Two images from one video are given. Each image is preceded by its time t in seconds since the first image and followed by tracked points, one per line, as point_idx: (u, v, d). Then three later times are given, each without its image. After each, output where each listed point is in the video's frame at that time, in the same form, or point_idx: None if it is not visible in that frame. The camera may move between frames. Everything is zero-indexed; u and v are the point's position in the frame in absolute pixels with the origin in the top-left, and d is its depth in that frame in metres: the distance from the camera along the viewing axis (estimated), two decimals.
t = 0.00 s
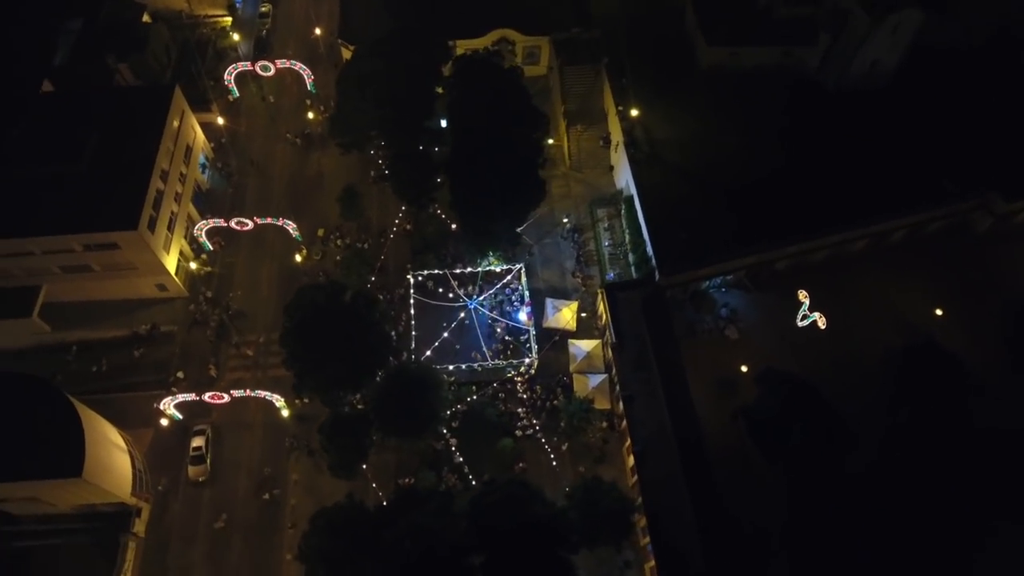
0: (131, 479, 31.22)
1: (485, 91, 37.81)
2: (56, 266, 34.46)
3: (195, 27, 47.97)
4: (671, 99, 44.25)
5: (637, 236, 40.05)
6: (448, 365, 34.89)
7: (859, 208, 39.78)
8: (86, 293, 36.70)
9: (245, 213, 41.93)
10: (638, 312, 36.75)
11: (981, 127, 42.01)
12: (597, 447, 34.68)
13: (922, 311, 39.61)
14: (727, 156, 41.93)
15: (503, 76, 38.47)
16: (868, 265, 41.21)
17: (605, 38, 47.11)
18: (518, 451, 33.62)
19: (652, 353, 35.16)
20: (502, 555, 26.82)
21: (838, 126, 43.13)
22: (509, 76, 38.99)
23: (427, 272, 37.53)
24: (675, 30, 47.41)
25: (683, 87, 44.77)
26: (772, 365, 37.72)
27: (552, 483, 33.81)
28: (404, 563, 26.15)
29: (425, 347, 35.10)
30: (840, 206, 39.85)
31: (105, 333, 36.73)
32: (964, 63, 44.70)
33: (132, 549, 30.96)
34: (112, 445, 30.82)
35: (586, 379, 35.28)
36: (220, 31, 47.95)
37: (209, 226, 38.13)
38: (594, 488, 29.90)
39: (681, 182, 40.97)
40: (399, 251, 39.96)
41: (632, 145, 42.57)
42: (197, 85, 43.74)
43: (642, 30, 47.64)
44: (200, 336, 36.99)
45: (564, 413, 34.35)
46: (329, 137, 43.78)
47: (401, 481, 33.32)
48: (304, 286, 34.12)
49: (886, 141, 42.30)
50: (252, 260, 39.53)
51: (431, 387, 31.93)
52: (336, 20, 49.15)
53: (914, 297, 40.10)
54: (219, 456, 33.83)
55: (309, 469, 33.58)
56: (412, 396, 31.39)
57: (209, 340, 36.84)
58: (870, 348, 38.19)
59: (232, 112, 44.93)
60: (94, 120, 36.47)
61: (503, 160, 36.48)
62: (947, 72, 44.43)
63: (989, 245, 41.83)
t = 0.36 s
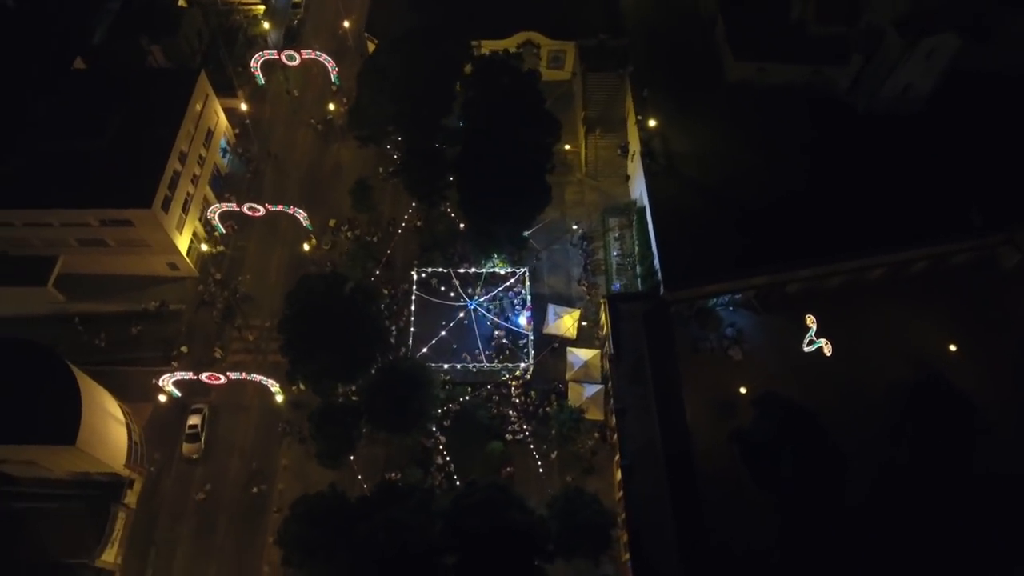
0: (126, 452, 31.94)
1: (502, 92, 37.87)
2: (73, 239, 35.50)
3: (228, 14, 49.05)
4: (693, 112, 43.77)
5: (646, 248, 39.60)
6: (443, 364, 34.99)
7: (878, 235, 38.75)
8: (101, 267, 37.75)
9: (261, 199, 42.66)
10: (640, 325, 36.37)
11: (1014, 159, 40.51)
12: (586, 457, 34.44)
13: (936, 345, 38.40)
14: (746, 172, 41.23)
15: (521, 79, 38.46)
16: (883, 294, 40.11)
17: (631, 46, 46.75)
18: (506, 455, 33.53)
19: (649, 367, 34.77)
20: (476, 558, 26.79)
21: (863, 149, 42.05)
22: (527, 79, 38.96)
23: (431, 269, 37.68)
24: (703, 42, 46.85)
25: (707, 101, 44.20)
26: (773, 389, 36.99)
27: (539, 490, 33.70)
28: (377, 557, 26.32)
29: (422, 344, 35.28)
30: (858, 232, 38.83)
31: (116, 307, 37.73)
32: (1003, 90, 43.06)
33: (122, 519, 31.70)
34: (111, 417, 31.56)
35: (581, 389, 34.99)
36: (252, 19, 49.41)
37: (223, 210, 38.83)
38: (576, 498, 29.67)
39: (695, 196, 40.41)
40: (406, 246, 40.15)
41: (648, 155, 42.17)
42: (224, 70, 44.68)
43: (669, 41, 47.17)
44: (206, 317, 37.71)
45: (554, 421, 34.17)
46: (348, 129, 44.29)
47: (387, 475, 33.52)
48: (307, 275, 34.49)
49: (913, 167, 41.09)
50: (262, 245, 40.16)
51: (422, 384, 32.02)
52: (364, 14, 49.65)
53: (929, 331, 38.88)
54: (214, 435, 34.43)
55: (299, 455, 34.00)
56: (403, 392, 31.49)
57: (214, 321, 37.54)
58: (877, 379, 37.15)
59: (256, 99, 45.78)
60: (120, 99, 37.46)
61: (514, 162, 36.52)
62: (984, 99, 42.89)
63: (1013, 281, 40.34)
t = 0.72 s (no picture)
0: (123, 422, 32.73)
1: (519, 96, 37.83)
2: (91, 213, 36.54)
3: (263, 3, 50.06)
4: (714, 128, 43.16)
5: (654, 262, 39.03)
6: (438, 362, 35.21)
7: (895, 266, 37.62)
8: (118, 241, 38.79)
9: (278, 187, 43.39)
10: (640, 339, 35.94)
11: None
12: (575, 468, 34.17)
13: (947, 384, 37.11)
14: (763, 193, 40.45)
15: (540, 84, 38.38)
16: (897, 327, 38.91)
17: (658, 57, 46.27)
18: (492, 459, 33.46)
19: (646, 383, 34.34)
20: (447, 558, 26.75)
21: (889, 177, 40.90)
22: (545, 84, 38.86)
23: (435, 267, 37.96)
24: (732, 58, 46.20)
25: (730, 118, 43.57)
26: (772, 415, 36.18)
27: (524, 497, 33.54)
28: (349, 548, 26.49)
29: (419, 341, 35.50)
30: (874, 261, 37.77)
31: (129, 282, 38.73)
32: None
33: (115, 488, 32.51)
34: (111, 388, 32.31)
35: (575, 399, 34.83)
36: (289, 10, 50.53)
37: (237, 194, 39.35)
38: (555, 508, 29.42)
39: (709, 213, 39.78)
40: (414, 243, 40.38)
41: (665, 168, 41.65)
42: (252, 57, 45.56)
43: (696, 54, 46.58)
44: (213, 298, 38.45)
45: (544, 429, 33.95)
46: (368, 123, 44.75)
47: (373, 468, 33.70)
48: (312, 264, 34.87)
49: (939, 199, 39.83)
50: (274, 232, 40.80)
51: (413, 381, 32.09)
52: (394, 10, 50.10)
53: (941, 368, 37.57)
54: (211, 414, 35.07)
55: (290, 441, 34.44)
56: (394, 387, 31.59)
57: (221, 303, 38.27)
58: (881, 414, 36.07)
59: (282, 88, 46.55)
60: (147, 79, 38.41)
61: (525, 167, 36.44)
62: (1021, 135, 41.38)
63: None
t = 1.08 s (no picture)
0: (123, 396, 33.51)
1: (534, 99, 37.70)
2: (110, 189, 37.50)
3: None
4: (734, 144, 42.50)
5: (661, 275, 38.58)
6: (433, 361, 35.09)
7: (908, 297, 36.51)
8: (135, 219, 39.78)
9: (295, 176, 44.02)
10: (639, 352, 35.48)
11: None
12: (562, 477, 33.95)
13: (954, 423, 35.81)
14: (778, 213, 39.68)
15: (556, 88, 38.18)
16: (907, 360, 37.72)
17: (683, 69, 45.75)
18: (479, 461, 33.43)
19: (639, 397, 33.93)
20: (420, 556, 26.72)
21: (911, 205, 39.72)
22: (562, 89, 38.83)
23: (439, 266, 37.96)
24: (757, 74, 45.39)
25: (751, 135, 42.81)
26: (769, 440, 35.39)
27: (509, 502, 33.47)
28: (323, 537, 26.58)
29: (416, 338, 35.44)
30: (887, 290, 36.72)
31: (143, 259, 39.70)
32: None
33: (110, 459, 33.27)
34: (114, 362, 33.10)
35: (568, 408, 34.59)
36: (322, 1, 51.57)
37: (252, 179, 40.20)
38: (535, 515, 29.18)
39: (720, 230, 39.23)
40: (422, 240, 40.59)
41: (681, 182, 41.15)
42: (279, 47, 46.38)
43: (721, 68, 45.98)
44: (222, 280, 39.15)
45: (533, 435, 33.76)
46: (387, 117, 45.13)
47: (361, 461, 33.90)
48: (316, 254, 35.28)
49: (961, 231, 38.51)
50: (286, 220, 41.41)
51: (405, 377, 32.26)
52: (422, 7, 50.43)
53: (949, 406, 36.29)
54: (210, 394, 35.70)
55: (283, 427, 34.87)
56: (386, 382, 31.80)
57: (228, 286, 38.93)
58: (881, 449, 34.99)
59: (307, 78, 47.22)
60: (173, 63, 39.28)
61: (534, 171, 36.38)
62: None
63: None
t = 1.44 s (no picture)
0: (126, 370, 34.29)
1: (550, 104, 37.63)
2: (130, 168, 38.46)
3: None
4: (752, 161, 41.71)
5: (666, 290, 38.16)
6: (427, 359, 35.29)
7: (920, 330, 35.41)
8: (153, 198, 40.73)
9: (312, 166, 44.67)
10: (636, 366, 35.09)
11: None
12: (548, 485, 33.74)
13: (958, 464, 34.50)
14: (792, 235, 38.85)
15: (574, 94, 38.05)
16: (915, 395, 36.49)
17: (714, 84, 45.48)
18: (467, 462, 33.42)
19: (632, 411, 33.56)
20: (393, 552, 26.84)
21: (931, 236, 38.54)
22: (579, 98, 38.95)
23: (443, 264, 38.19)
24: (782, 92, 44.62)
25: (771, 153, 42.00)
26: (763, 466, 34.65)
27: (493, 505, 33.30)
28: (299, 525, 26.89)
29: (413, 335, 35.70)
30: (898, 323, 35.70)
31: (158, 238, 40.62)
32: None
33: (109, 431, 34.00)
34: (119, 337, 33.87)
35: (560, 416, 34.50)
36: None
37: (267, 167, 41.21)
38: (513, 522, 28.98)
39: (729, 248, 38.63)
40: (430, 238, 40.76)
41: (695, 197, 40.62)
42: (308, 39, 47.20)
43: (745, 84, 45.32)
44: (231, 264, 39.84)
45: (521, 440, 33.65)
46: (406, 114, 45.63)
47: (350, 452, 34.07)
48: (322, 244, 35.67)
49: (981, 266, 37.26)
50: (300, 209, 41.99)
51: (397, 373, 32.41)
52: (451, 7, 50.89)
53: (954, 446, 35.00)
54: (210, 375, 36.33)
55: (277, 413, 35.33)
56: (378, 377, 32.00)
57: (237, 270, 39.61)
58: (879, 484, 33.93)
59: (332, 71, 47.97)
60: (201, 48, 40.18)
61: (544, 176, 36.35)
62: None
63: None
